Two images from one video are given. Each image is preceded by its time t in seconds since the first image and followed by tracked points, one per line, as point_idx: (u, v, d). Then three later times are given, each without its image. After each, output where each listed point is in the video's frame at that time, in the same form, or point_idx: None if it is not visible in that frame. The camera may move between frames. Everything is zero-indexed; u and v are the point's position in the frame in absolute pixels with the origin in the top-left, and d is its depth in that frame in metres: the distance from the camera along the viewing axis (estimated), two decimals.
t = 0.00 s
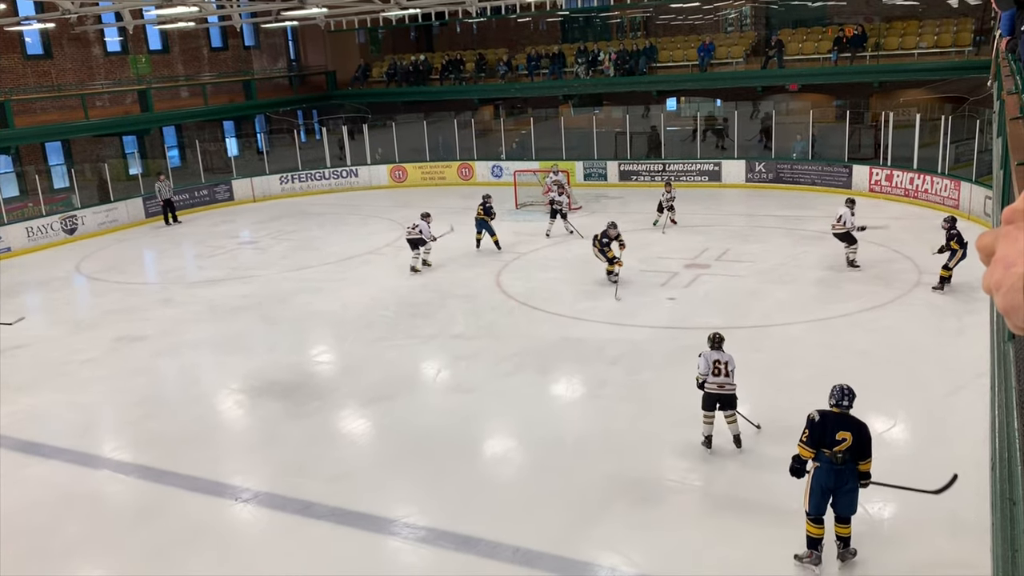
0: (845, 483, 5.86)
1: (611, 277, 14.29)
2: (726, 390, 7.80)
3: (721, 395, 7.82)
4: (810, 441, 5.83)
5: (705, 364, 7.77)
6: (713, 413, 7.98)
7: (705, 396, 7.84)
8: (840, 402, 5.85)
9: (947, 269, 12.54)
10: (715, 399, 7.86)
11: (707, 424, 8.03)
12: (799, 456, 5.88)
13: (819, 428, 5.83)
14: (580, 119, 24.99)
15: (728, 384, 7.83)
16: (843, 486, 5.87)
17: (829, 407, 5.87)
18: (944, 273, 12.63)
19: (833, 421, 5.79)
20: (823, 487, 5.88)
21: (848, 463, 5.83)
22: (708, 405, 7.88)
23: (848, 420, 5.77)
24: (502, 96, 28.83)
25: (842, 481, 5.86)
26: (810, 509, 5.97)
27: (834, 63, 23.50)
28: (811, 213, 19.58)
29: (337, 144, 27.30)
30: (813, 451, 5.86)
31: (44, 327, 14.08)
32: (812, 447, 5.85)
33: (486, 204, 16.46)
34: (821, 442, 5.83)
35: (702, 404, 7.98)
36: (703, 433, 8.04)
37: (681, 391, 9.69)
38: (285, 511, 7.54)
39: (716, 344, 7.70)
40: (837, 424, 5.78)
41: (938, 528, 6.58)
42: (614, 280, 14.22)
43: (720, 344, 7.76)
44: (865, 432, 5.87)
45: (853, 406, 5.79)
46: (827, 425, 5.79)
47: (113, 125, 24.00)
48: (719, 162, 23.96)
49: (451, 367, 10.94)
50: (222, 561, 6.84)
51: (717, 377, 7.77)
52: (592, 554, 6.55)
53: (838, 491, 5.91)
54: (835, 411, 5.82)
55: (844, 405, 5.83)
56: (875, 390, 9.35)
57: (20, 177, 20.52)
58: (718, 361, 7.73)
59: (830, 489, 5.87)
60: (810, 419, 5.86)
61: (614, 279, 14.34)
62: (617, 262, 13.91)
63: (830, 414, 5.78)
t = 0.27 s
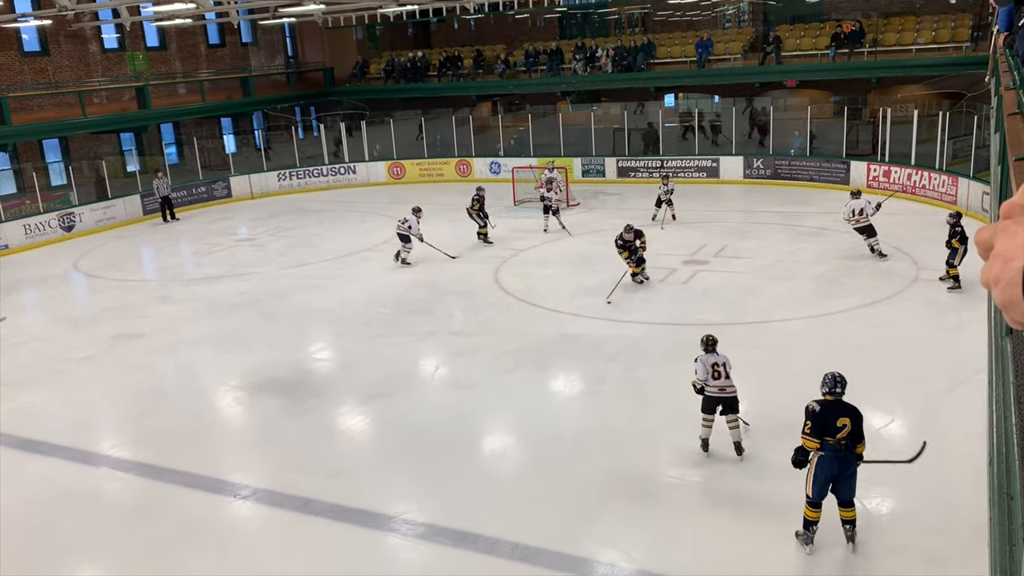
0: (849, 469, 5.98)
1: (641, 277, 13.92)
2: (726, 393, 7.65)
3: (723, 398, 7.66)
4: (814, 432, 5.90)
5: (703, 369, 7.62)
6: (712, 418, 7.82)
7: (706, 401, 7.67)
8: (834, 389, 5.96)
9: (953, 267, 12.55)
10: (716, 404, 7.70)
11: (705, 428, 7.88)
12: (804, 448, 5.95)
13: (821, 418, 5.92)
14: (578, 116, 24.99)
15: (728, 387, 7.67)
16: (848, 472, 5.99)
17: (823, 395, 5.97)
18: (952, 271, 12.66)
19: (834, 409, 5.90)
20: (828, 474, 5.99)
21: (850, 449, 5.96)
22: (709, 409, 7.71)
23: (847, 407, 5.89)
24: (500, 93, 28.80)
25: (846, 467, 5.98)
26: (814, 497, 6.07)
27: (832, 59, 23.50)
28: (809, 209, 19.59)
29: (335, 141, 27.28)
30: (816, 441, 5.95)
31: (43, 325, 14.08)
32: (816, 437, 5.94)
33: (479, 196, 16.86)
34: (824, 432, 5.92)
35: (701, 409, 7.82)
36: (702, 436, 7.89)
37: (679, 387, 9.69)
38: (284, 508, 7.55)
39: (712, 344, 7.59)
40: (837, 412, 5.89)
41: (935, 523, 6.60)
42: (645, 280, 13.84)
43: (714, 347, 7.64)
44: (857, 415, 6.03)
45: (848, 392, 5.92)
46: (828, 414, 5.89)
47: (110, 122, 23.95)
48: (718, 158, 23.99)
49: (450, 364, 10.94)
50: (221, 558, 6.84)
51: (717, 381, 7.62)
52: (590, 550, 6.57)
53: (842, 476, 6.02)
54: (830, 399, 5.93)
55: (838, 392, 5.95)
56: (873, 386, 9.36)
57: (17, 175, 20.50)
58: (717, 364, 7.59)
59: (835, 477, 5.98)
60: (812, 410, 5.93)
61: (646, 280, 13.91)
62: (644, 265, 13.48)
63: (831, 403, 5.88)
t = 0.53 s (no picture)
0: (838, 453, 6.29)
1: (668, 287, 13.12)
2: (727, 399, 7.52)
3: (723, 403, 7.54)
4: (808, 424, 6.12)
5: (704, 374, 7.48)
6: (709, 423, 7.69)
7: (706, 407, 7.54)
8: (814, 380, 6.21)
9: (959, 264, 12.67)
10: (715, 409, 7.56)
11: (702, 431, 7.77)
12: (801, 440, 6.16)
13: (812, 410, 6.14)
14: (576, 112, 25.00)
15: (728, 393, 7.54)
16: (838, 457, 6.29)
17: (805, 387, 6.19)
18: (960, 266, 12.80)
19: (822, 399, 6.15)
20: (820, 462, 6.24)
21: (837, 434, 6.26)
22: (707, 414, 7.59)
23: (831, 396, 6.17)
24: (498, 89, 28.77)
25: (835, 452, 6.28)
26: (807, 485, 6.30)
27: (830, 56, 23.50)
28: (807, 206, 19.61)
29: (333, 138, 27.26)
30: (809, 433, 6.18)
31: (41, 322, 14.08)
32: (810, 428, 6.16)
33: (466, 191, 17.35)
34: (816, 422, 6.15)
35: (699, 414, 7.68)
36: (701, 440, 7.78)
37: (678, 383, 9.70)
38: (282, 505, 7.56)
39: (711, 350, 7.43)
40: (823, 401, 6.15)
41: (932, 518, 6.62)
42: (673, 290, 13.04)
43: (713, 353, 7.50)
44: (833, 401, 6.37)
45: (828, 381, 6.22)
46: (818, 405, 6.14)
47: (107, 119, 23.92)
48: (716, 155, 23.97)
49: (448, 361, 10.95)
50: (220, 555, 6.85)
51: (717, 386, 7.49)
52: (588, 546, 6.58)
53: (831, 462, 6.33)
54: (814, 390, 6.19)
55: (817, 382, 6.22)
56: (871, 382, 9.37)
57: (15, 171, 20.47)
58: (717, 369, 7.46)
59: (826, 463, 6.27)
60: (803, 403, 6.13)
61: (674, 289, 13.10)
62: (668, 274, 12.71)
63: (820, 394, 6.12)
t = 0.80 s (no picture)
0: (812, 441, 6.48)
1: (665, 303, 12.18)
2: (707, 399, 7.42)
3: (703, 405, 7.44)
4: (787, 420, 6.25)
5: (682, 379, 7.34)
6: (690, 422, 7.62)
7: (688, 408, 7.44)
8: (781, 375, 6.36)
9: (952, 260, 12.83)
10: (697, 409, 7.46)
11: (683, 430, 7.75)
12: (783, 437, 6.28)
13: (788, 405, 6.28)
14: (574, 110, 25.00)
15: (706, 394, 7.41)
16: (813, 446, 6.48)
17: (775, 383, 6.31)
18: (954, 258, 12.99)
19: (795, 393, 6.31)
20: (800, 453, 6.41)
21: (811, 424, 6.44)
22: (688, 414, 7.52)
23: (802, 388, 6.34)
24: (496, 86, 28.75)
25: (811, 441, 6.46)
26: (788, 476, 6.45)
27: (828, 53, 23.48)
28: (805, 203, 19.61)
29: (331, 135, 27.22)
30: (788, 428, 6.31)
31: (39, 320, 14.06)
32: (790, 424, 6.29)
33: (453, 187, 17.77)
34: (794, 416, 6.29)
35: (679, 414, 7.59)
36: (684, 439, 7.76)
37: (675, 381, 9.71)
38: (281, 502, 7.56)
39: (687, 356, 7.25)
40: (795, 395, 6.31)
41: (930, 515, 6.64)
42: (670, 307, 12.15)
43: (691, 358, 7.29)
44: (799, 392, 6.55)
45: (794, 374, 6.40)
46: (792, 399, 6.29)
47: (105, 117, 23.87)
48: (714, 152, 23.91)
49: (446, 358, 10.95)
50: (219, 552, 6.85)
51: (697, 390, 7.36)
52: (587, 544, 6.59)
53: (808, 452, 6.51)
54: (786, 386, 6.33)
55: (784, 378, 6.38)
56: (869, 379, 9.38)
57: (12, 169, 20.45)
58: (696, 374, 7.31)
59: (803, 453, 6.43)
60: (780, 401, 6.24)
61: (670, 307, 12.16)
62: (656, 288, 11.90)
63: (794, 388, 6.27)
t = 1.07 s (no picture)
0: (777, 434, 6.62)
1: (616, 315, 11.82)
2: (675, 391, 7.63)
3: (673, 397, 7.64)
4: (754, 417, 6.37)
5: (652, 373, 7.55)
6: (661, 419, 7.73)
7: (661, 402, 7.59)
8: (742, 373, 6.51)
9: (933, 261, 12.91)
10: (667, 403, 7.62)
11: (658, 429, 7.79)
12: (751, 434, 6.39)
13: (754, 403, 6.41)
14: (572, 108, 24.99)
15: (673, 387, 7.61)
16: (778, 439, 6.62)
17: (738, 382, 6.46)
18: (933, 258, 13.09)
19: (758, 390, 6.45)
20: (767, 448, 6.55)
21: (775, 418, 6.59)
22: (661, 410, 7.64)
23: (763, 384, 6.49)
24: (494, 85, 28.75)
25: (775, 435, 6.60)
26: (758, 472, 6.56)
27: (827, 51, 23.47)
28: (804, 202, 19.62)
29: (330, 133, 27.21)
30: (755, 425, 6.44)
31: (37, 318, 14.06)
32: (756, 421, 6.41)
33: (442, 183, 17.98)
34: (760, 413, 6.42)
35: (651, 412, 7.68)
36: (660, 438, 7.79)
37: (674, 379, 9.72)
38: (279, 500, 7.57)
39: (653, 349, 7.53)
40: (759, 392, 6.45)
41: (927, 513, 6.65)
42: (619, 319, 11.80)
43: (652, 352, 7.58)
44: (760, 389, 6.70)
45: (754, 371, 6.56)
46: (757, 396, 6.42)
47: (103, 115, 23.84)
48: (712, 151, 23.93)
49: (445, 356, 10.95)
50: (218, 551, 6.86)
51: (668, 381, 7.57)
52: (585, 542, 6.60)
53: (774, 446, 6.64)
54: (750, 384, 6.47)
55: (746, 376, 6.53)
56: (867, 378, 9.40)
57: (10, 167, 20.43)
58: (663, 367, 7.57)
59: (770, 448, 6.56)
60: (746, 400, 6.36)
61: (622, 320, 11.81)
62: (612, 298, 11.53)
63: (757, 385, 6.41)
